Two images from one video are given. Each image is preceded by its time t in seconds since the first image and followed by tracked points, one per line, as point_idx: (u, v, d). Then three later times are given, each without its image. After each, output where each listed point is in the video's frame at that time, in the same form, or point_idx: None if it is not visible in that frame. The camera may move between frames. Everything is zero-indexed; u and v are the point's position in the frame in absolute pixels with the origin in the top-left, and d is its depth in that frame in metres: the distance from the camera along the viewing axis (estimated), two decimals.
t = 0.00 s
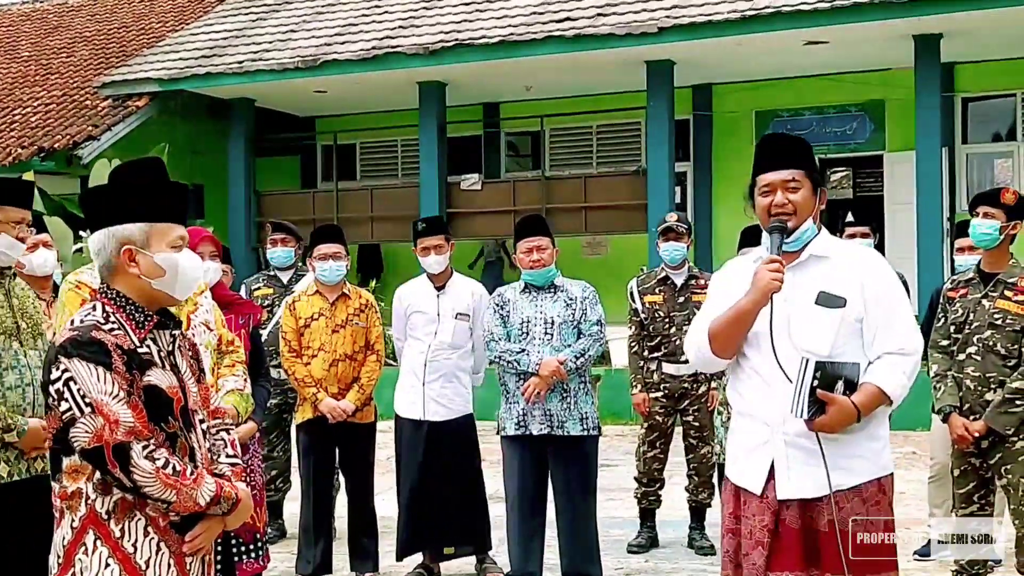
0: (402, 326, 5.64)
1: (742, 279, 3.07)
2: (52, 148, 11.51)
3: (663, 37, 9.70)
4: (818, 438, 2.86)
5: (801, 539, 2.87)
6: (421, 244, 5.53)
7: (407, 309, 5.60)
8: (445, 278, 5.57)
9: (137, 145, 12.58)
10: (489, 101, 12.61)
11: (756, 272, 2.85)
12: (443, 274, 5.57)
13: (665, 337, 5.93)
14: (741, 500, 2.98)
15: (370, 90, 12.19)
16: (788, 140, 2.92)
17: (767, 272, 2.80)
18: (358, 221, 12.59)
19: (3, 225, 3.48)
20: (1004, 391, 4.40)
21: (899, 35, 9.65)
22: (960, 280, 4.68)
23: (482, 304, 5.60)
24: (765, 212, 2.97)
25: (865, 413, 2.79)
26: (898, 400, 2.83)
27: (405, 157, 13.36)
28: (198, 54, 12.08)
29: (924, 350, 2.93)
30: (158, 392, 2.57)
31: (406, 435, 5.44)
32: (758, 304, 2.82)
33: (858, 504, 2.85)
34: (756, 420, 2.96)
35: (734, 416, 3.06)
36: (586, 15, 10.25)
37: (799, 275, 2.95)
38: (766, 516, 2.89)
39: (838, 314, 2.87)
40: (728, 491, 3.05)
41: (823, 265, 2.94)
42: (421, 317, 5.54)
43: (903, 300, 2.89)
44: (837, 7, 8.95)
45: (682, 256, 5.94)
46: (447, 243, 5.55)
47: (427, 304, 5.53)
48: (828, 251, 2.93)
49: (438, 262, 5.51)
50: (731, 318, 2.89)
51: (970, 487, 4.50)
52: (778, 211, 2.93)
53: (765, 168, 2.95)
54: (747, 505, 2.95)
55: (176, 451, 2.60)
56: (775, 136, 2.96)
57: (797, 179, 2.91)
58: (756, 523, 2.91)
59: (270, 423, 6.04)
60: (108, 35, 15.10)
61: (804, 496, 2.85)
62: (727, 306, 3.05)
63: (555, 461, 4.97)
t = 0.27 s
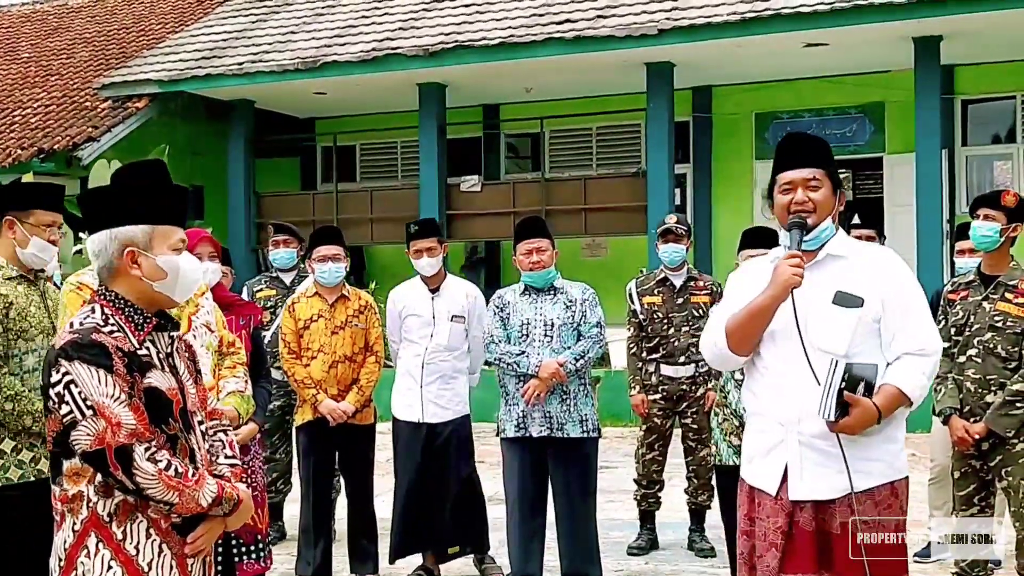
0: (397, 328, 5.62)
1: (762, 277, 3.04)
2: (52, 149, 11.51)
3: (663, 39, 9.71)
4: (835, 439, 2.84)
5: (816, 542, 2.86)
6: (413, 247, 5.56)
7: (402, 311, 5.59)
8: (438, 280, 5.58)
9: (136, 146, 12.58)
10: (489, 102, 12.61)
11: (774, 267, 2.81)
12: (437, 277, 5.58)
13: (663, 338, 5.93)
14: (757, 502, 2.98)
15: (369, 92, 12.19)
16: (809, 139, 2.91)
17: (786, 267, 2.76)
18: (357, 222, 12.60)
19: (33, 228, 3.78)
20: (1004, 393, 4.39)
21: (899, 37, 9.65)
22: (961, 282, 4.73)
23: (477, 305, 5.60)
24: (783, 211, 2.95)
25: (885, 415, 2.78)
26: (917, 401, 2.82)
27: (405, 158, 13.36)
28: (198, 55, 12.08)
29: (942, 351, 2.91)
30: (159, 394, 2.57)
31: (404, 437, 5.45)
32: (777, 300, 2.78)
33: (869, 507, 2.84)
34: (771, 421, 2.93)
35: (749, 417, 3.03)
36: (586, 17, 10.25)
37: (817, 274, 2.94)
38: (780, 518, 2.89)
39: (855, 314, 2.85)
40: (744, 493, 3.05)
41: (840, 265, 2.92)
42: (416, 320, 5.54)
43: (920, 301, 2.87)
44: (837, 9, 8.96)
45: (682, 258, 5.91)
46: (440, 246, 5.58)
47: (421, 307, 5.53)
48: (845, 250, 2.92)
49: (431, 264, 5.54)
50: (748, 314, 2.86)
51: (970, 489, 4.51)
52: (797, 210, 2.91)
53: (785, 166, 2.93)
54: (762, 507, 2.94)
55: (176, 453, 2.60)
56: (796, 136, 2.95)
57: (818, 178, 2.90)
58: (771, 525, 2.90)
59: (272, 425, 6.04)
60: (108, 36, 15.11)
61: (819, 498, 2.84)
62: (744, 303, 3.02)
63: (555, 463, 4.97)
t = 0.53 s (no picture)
0: (397, 330, 5.61)
1: (777, 279, 3.04)
2: (52, 150, 11.52)
3: (664, 41, 9.71)
4: (848, 440, 2.84)
5: (828, 544, 2.86)
6: (409, 249, 5.53)
7: (402, 314, 5.58)
8: (436, 281, 5.57)
9: (137, 148, 12.59)
10: (489, 104, 12.61)
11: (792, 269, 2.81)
12: (434, 277, 5.56)
13: (661, 339, 5.93)
14: (768, 503, 2.98)
15: (369, 93, 12.20)
16: (827, 141, 2.90)
17: (806, 271, 2.75)
18: (357, 224, 12.60)
19: (59, 230, 4.00)
20: (1004, 394, 4.39)
21: (899, 39, 9.66)
22: (962, 284, 4.73)
23: (476, 304, 5.61)
24: (800, 211, 2.94)
25: (905, 420, 2.76)
26: (933, 405, 2.81)
27: (405, 160, 13.37)
28: (198, 56, 12.08)
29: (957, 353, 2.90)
30: (159, 395, 2.57)
31: (408, 439, 5.43)
32: (796, 302, 2.77)
33: (881, 509, 2.84)
34: (783, 423, 2.93)
35: (762, 418, 3.01)
36: (586, 19, 10.26)
37: (832, 275, 2.91)
38: (792, 520, 2.89)
39: (869, 316, 2.83)
40: (755, 494, 3.05)
41: (855, 266, 2.90)
42: (416, 322, 5.54)
43: (935, 303, 2.85)
44: (837, 11, 8.97)
45: (681, 259, 5.93)
46: (435, 247, 5.55)
47: (421, 309, 5.53)
48: (860, 252, 2.90)
49: (427, 265, 5.51)
50: (765, 315, 2.85)
51: (970, 491, 4.51)
52: (814, 210, 2.90)
53: (802, 166, 2.92)
54: (774, 509, 2.94)
55: (177, 454, 2.60)
56: (814, 136, 2.93)
57: (834, 179, 2.89)
58: (782, 527, 2.90)
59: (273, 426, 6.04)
60: (108, 37, 15.11)
61: (830, 501, 2.84)
62: (758, 304, 3.02)
63: (554, 465, 4.97)
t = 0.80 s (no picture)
0: (402, 329, 5.62)
1: (785, 278, 3.03)
2: (50, 150, 11.50)
3: (662, 40, 9.71)
4: (853, 438, 2.84)
5: (833, 542, 2.86)
6: (410, 247, 5.55)
7: (405, 313, 5.58)
8: (438, 278, 5.58)
9: (134, 147, 12.58)
10: (487, 103, 12.61)
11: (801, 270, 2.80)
12: (437, 274, 5.57)
13: (657, 338, 5.91)
14: (772, 501, 2.98)
15: (367, 93, 12.19)
16: (838, 140, 2.90)
17: (814, 272, 2.75)
18: (355, 223, 12.59)
19: (71, 229, 4.22)
20: (1003, 394, 4.39)
21: (897, 39, 9.66)
22: (961, 284, 4.71)
23: (478, 301, 5.60)
24: (809, 211, 2.93)
25: (915, 422, 2.77)
26: (941, 406, 2.81)
27: (403, 159, 13.36)
28: (196, 56, 12.07)
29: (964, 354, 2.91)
30: (160, 393, 2.56)
31: (414, 439, 5.42)
32: (803, 303, 2.77)
33: (886, 510, 2.84)
34: (788, 422, 2.92)
35: (766, 417, 3.01)
36: (585, 18, 10.25)
37: (840, 275, 2.92)
38: (797, 519, 2.88)
39: (878, 317, 2.83)
40: (758, 493, 3.05)
41: (863, 265, 2.91)
42: (419, 320, 5.53)
43: (943, 303, 2.86)
44: (834, 11, 8.97)
45: (677, 258, 5.97)
46: (436, 244, 5.56)
47: (423, 307, 5.53)
48: (868, 251, 2.90)
49: (428, 263, 5.52)
50: (770, 316, 2.86)
51: (968, 490, 4.51)
52: (824, 210, 2.90)
53: (811, 165, 2.91)
54: (778, 508, 2.94)
55: (178, 452, 2.59)
56: (826, 135, 2.93)
57: (845, 179, 2.88)
58: (788, 526, 2.90)
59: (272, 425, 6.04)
60: (105, 37, 15.09)
61: (835, 501, 2.84)
62: (765, 303, 3.03)
63: (553, 465, 4.97)
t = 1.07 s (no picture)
0: (405, 329, 5.63)
1: (786, 277, 3.04)
2: (45, 149, 11.47)
3: (658, 40, 9.71)
4: (852, 437, 2.84)
5: (834, 541, 2.87)
6: (410, 249, 5.51)
7: (407, 314, 5.58)
8: (440, 279, 5.57)
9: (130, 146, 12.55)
10: (483, 102, 12.60)
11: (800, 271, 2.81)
12: (439, 275, 5.56)
13: (653, 337, 5.91)
14: (774, 500, 2.98)
15: (363, 92, 12.18)
16: (838, 139, 2.90)
17: (813, 272, 2.76)
18: (351, 222, 12.58)
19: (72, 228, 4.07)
20: (1001, 393, 4.40)
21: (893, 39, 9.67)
22: (959, 283, 4.78)
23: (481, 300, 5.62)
24: (808, 210, 2.93)
25: (914, 421, 2.77)
26: (941, 405, 2.81)
27: (399, 158, 13.35)
28: (191, 54, 12.05)
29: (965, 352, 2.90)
30: (159, 392, 2.56)
31: (420, 441, 5.40)
32: (800, 304, 2.78)
33: (887, 509, 2.84)
34: (788, 421, 2.93)
35: (767, 417, 3.02)
36: (581, 18, 10.25)
37: (840, 273, 2.93)
38: (798, 519, 2.89)
39: (877, 316, 2.83)
40: (760, 491, 3.06)
41: (863, 264, 2.91)
42: (422, 322, 5.54)
43: (944, 302, 2.86)
44: (831, 11, 8.97)
45: (674, 258, 5.92)
46: (436, 247, 5.52)
47: (426, 308, 5.53)
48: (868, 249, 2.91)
49: (429, 266, 5.49)
50: (769, 315, 2.86)
51: (966, 489, 4.54)
52: (825, 210, 2.90)
53: (811, 165, 2.91)
54: (780, 507, 2.94)
55: (177, 451, 2.59)
56: (825, 134, 2.93)
57: (845, 178, 2.88)
58: (789, 526, 2.90)
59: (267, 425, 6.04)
60: (100, 35, 15.06)
61: (835, 500, 2.85)
62: (766, 301, 3.03)
63: (550, 464, 4.96)
